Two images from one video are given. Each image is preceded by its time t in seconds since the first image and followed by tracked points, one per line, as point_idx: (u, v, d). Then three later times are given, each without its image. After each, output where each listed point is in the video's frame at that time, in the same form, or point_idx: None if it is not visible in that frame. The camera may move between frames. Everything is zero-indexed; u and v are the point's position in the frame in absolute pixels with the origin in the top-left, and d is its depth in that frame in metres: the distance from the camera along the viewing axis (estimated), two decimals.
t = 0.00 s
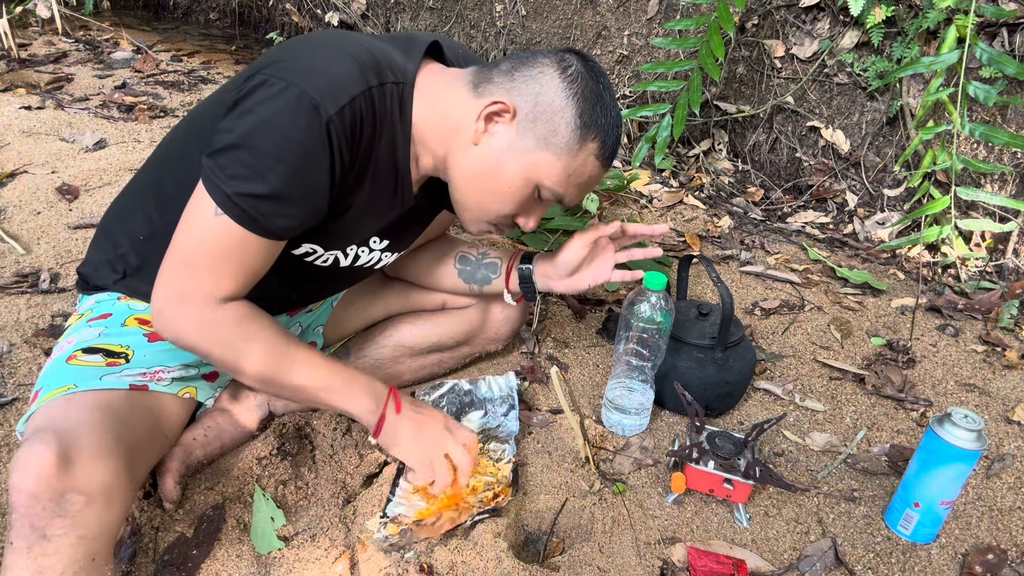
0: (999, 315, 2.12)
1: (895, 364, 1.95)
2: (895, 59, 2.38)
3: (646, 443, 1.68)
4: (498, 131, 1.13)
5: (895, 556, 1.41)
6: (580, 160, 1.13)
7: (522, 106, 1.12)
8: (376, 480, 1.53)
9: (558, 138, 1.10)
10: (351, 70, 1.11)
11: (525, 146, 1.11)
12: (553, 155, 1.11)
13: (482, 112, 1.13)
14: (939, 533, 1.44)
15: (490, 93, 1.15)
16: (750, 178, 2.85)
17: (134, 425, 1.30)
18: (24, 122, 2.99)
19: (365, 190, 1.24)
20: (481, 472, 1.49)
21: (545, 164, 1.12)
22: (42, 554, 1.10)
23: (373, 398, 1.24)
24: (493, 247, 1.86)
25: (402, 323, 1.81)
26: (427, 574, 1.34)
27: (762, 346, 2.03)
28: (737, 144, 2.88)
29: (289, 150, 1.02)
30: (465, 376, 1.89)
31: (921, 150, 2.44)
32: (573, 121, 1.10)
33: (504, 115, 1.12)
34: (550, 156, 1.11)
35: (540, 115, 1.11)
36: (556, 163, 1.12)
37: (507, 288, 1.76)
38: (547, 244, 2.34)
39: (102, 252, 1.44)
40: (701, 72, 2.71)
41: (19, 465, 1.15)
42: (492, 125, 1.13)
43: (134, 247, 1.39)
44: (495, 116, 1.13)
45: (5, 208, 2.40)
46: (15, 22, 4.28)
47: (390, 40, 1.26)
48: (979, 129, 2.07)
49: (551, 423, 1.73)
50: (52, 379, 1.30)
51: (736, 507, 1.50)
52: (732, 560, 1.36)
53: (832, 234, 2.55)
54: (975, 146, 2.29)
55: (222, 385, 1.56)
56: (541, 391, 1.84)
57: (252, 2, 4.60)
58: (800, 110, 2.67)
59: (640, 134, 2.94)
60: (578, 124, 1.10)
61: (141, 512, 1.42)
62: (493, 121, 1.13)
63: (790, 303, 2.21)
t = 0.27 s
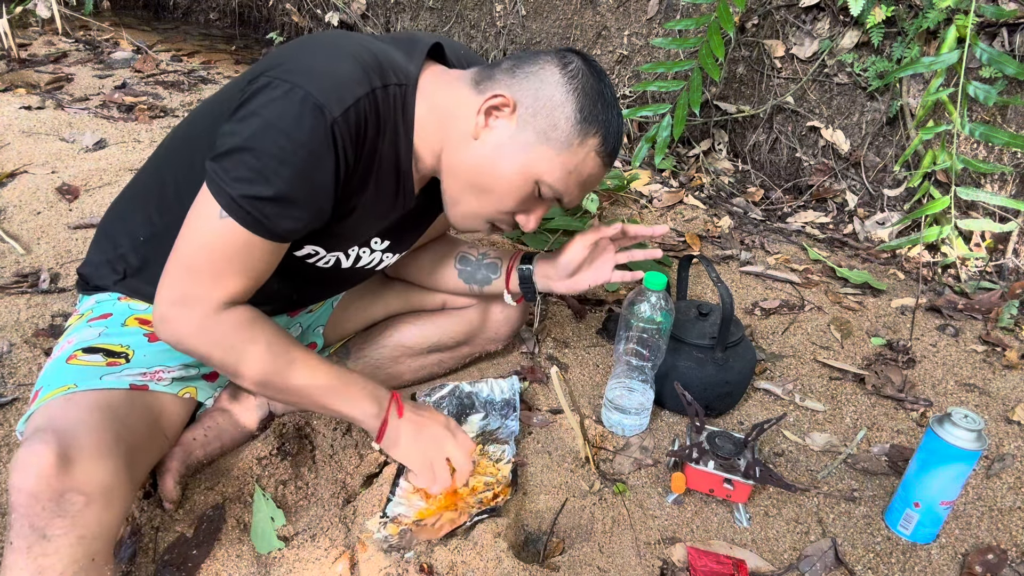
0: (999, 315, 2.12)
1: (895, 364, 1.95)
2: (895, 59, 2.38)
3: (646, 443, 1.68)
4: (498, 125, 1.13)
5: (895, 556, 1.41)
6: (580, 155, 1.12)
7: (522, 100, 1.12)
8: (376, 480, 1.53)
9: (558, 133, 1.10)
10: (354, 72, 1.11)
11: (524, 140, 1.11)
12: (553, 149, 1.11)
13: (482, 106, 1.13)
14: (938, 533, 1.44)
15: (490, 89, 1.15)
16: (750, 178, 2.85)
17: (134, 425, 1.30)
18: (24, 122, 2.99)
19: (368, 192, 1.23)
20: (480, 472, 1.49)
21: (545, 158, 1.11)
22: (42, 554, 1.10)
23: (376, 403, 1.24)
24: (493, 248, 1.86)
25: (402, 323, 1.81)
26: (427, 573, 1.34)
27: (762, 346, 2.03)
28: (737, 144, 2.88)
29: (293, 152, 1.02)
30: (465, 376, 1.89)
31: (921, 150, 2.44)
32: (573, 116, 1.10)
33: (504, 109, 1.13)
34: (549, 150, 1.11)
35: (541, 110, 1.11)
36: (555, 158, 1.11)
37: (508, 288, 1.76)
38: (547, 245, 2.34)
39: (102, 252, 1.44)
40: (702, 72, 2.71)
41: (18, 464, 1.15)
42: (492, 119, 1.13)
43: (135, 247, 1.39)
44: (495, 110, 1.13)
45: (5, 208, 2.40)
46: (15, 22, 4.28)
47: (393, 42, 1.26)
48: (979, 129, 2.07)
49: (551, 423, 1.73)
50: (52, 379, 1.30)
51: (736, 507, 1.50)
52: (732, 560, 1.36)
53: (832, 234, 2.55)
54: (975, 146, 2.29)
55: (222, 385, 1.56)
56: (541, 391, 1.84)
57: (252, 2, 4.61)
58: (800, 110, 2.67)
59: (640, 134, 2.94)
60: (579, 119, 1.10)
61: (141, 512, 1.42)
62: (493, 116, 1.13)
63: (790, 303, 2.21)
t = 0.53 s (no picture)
0: (999, 315, 2.12)
1: (895, 364, 1.95)
2: (895, 59, 2.38)
3: (646, 443, 1.68)
4: (496, 132, 1.13)
5: (895, 556, 1.41)
6: (577, 162, 1.12)
7: (520, 107, 1.12)
8: (376, 481, 1.53)
9: (555, 140, 1.10)
10: (352, 73, 1.11)
11: (521, 147, 1.11)
12: (550, 157, 1.11)
13: (479, 113, 1.13)
14: (938, 533, 1.44)
15: (488, 95, 1.15)
16: (750, 178, 2.85)
17: (134, 425, 1.30)
18: (24, 122, 2.99)
19: (366, 192, 1.24)
20: (480, 472, 1.51)
21: (541, 165, 1.11)
22: (42, 554, 1.10)
23: (371, 399, 1.24)
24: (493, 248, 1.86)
25: (402, 323, 1.81)
26: (427, 573, 1.34)
27: (762, 346, 2.03)
28: (737, 144, 2.88)
29: (289, 152, 1.02)
30: (465, 376, 1.89)
31: (921, 150, 2.44)
32: (570, 123, 1.10)
33: (502, 116, 1.12)
34: (546, 158, 1.11)
35: (538, 117, 1.10)
36: (552, 165, 1.11)
37: (507, 289, 1.76)
38: (547, 245, 2.34)
39: (102, 252, 1.44)
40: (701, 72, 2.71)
41: (18, 464, 1.15)
42: (489, 125, 1.13)
43: (134, 247, 1.39)
44: (493, 117, 1.13)
45: (5, 208, 2.40)
46: (15, 22, 4.28)
47: (393, 43, 1.26)
48: (979, 129, 2.07)
49: (551, 423, 1.73)
50: (52, 379, 1.30)
51: (736, 507, 1.50)
52: (732, 560, 1.36)
53: (832, 234, 2.55)
54: (975, 146, 2.29)
55: (222, 385, 1.56)
56: (541, 390, 1.84)
57: (252, 2, 4.60)
58: (800, 110, 2.67)
59: (640, 134, 2.94)
60: (576, 126, 1.10)
61: (141, 512, 1.43)
62: (491, 122, 1.13)
63: (790, 303, 2.21)
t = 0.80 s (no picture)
0: (999, 315, 2.12)
1: (895, 364, 1.95)
2: (895, 59, 2.38)
3: (646, 443, 1.68)
4: (493, 132, 1.12)
5: (895, 556, 1.41)
6: (575, 162, 1.11)
7: (517, 106, 1.11)
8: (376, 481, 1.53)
9: (553, 140, 1.09)
10: (351, 74, 1.11)
11: (518, 147, 1.10)
12: (547, 156, 1.10)
13: (476, 113, 1.13)
14: (938, 533, 1.44)
15: (485, 95, 1.15)
16: (750, 178, 2.85)
17: (134, 425, 1.30)
18: (24, 122, 2.99)
19: (365, 194, 1.24)
20: (481, 472, 1.51)
21: (539, 165, 1.11)
22: (42, 553, 1.10)
23: (383, 400, 1.27)
24: (493, 248, 1.86)
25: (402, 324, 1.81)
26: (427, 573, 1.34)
27: (762, 346, 2.03)
28: (737, 144, 2.88)
29: (288, 155, 1.02)
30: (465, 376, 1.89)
31: (921, 150, 2.44)
32: (568, 122, 1.09)
33: (499, 115, 1.12)
34: (543, 157, 1.10)
35: (534, 117, 1.10)
36: (550, 165, 1.11)
37: (507, 289, 1.76)
38: (547, 245, 2.34)
39: (103, 253, 1.44)
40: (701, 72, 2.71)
41: (18, 464, 1.15)
42: (486, 125, 1.12)
43: (135, 248, 1.39)
44: (490, 117, 1.12)
45: (5, 208, 2.40)
46: (15, 22, 4.28)
47: (391, 44, 1.26)
48: (979, 129, 2.07)
49: (551, 423, 1.73)
50: (52, 379, 1.30)
51: (736, 507, 1.50)
52: (732, 560, 1.36)
53: (832, 234, 2.55)
54: (975, 146, 2.29)
55: (222, 385, 1.56)
56: (541, 390, 1.84)
57: (252, 2, 4.60)
58: (800, 110, 2.67)
59: (640, 134, 2.94)
60: (573, 125, 1.09)
61: (141, 512, 1.43)
62: (487, 122, 1.13)
63: (790, 303, 2.21)
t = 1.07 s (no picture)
0: (999, 315, 2.12)
1: (895, 364, 1.95)
2: (895, 59, 2.38)
3: (646, 443, 1.68)
4: (490, 137, 1.13)
5: (895, 556, 1.41)
6: (573, 166, 1.11)
7: (513, 111, 1.12)
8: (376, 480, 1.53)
9: (549, 144, 1.09)
10: (348, 79, 1.10)
11: (515, 152, 1.10)
12: (545, 161, 1.10)
13: (473, 118, 1.13)
14: (938, 533, 1.44)
15: (483, 100, 1.15)
16: (750, 178, 2.85)
17: (136, 425, 1.30)
18: (24, 122, 2.99)
19: (362, 198, 1.24)
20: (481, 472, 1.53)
21: (537, 170, 1.10)
22: (44, 553, 1.10)
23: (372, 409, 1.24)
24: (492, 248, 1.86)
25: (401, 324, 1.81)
26: (427, 573, 1.34)
27: (761, 346, 2.03)
28: (737, 144, 2.88)
29: (283, 162, 1.02)
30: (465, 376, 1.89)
31: (921, 150, 2.44)
32: (565, 126, 1.09)
33: (496, 120, 1.12)
34: (541, 162, 1.10)
35: (531, 121, 1.10)
36: (547, 170, 1.10)
37: (506, 292, 1.76)
38: (547, 245, 2.34)
39: (103, 254, 1.44)
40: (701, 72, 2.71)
41: (20, 464, 1.15)
42: (483, 130, 1.13)
43: (136, 249, 1.39)
44: (486, 122, 1.13)
45: (5, 208, 2.40)
46: (15, 22, 4.28)
47: (390, 48, 1.26)
48: (979, 129, 2.07)
49: (551, 423, 1.73)
50: (53, 379, 1.30)
51: (736, 507, 1.50)
52: (732, 560, 1.37)
53: (832, 234, 2.55)
54: (975, 146, 2.29)
55: (223, 385, 1.56)
56: (541, 390, 1.84)
57: (252, 2, 4.60)
58: (800, 110, 2.67)
59: (640, 134, 2.94)
60: (570, 129, 1.09)
61: (141, 512, 1.43)
62: (484, 127, 1.13)
63: (790, 303, 2.21)
